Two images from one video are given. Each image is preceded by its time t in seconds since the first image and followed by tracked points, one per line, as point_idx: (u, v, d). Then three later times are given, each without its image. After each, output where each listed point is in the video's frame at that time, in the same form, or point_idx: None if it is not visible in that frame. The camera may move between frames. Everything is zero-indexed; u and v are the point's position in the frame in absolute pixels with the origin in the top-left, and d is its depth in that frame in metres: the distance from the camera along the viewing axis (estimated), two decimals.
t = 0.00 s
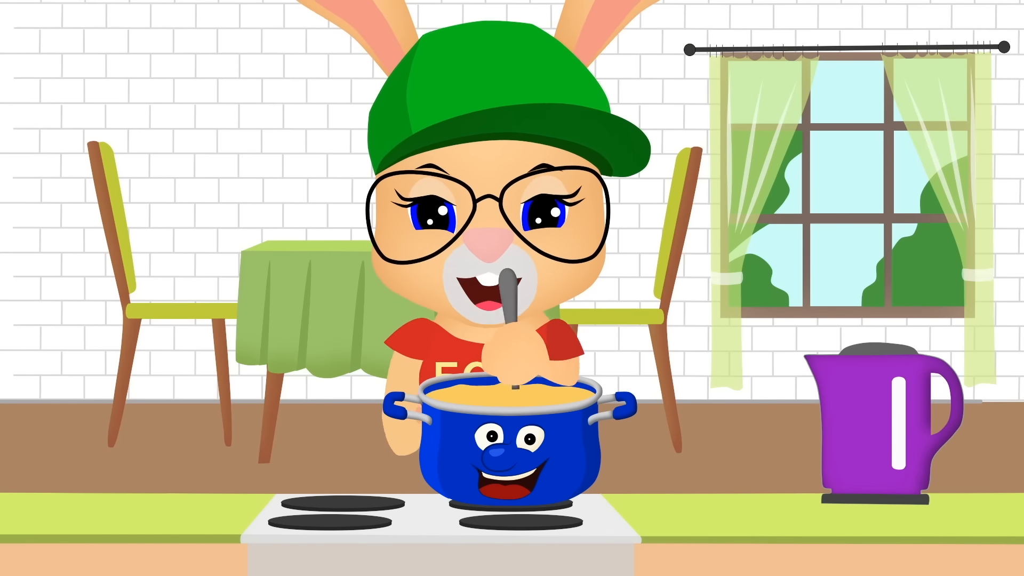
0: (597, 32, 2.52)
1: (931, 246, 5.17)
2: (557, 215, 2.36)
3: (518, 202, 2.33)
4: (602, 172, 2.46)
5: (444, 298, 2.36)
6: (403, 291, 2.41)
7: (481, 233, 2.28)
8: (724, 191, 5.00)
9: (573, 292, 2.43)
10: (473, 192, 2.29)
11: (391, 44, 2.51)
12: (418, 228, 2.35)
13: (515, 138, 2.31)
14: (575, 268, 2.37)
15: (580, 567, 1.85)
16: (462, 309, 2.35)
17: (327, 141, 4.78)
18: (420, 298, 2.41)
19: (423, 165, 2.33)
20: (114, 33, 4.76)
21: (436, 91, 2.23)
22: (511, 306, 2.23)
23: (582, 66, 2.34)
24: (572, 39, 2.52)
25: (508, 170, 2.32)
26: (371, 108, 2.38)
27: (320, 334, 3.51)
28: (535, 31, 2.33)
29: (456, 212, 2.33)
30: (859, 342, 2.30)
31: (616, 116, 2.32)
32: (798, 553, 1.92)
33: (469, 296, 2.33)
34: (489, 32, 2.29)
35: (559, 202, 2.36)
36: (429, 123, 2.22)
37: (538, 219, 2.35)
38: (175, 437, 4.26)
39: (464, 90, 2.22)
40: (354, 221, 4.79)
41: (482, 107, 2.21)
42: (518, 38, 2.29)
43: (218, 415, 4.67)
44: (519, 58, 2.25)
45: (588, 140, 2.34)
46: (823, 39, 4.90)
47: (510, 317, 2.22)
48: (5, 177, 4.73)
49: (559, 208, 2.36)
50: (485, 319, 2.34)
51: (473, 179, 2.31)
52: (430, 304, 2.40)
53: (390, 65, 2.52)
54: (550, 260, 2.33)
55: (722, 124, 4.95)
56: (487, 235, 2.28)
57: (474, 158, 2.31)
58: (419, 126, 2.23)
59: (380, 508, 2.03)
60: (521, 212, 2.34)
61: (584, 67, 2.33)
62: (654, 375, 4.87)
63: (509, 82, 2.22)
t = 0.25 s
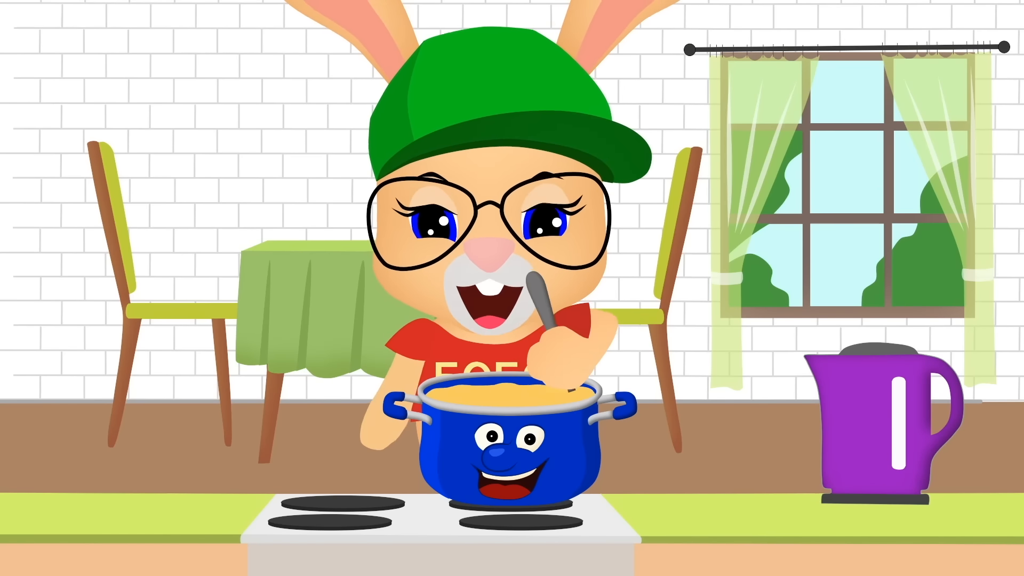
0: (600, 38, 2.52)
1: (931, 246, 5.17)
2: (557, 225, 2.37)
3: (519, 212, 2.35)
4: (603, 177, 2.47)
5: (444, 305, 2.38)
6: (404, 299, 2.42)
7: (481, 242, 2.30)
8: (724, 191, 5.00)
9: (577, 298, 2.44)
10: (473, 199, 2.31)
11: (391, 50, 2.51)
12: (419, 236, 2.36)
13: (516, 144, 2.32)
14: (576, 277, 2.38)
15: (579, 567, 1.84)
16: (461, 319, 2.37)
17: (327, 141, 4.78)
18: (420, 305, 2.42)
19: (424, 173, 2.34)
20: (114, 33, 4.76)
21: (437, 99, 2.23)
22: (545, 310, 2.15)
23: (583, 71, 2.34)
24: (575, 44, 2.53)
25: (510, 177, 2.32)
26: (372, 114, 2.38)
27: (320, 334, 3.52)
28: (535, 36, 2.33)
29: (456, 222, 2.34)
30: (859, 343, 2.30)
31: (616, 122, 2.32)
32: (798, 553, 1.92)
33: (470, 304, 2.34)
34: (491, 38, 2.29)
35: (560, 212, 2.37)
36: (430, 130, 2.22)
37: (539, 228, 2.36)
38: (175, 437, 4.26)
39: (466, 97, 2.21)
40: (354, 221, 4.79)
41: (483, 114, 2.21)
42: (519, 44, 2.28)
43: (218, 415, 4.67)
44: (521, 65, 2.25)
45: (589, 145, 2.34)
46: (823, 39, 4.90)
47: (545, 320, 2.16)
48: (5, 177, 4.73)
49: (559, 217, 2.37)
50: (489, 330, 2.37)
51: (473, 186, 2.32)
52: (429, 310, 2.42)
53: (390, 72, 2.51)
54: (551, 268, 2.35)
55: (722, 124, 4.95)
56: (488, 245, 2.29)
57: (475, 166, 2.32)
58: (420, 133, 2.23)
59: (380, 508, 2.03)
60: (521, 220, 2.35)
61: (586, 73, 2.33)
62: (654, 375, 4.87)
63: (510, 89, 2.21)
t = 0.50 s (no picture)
0: (594, 31, 2.52)
1: (931, 246, 5.17)
2: (556, 204, 2.39)
3: (519, 192, 2.35)
4: (602, 168, 2.47)
5: (444, 293, 2.38)
6: (404, 288, 2.42)
7: (480, 228, 2.30)
8: (724, 191, 5.00)
9: (574, 287, 2.46)
10: (473, 187, 2.31)
11: (391, 41, 2.51)
12: (419, 220, 2.36)
13: (515, 133, 2.31)
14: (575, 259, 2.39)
15: (579, 567, 1.84)
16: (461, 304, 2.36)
17: (327, 141, 4.78)
18: (422, 294, 2.43)
19: (421, 159, 2.34)
20: (114, 33, 4.76)
21: (436, 86, 2.23)
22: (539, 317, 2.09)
23: (582, 61, 2.34)
24: (571, 34, 2.52)
25: (509, 162, 2.32)
26: (371, 104, 2.38)
27: (320, 334, 3.52)
28: (534, 27, 2.34)
29: (456, 201, 2.34)
30: (859, 343, 2.30)
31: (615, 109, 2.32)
32: (798, 553, 1.92)
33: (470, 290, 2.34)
34: (490, 28, 2.30)
35: (560, 188, 2.38)
36: (429, 116, 2.22)
37: (538, 208, 2.37)
38: (175, 437, 4.26)
39: (465, 84, 2.21)
40: (354, 221, 4.79)
41: (482, 100, 2.21)
42: (518, 33, 2.29)
43: (218, 416, 4.67)
44: (519, 52, 2.25)
45: (588, 134, 2.34)
46: (824, 39, 4.90)
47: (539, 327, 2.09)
48: (5, 177, 4.73)
49: (559, 195, 2.38)
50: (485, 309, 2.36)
51: (473, 174, 2.32)
52: (431, 301, 2.41)
53: (390, 61, 2.52)
54: (550, 253, 2.36)
55: (722, 124, 4.95)
56: (487, 230, 2.30)
57: (473, 153, 2.32)
58: (418, 120, 2.23)
59: (380, 508, 2.03)
60: (521, 202, 2.36)
61: (584, 64, 2.34)
62: (654, 375, 4.87)
63: (509, 75, 2.21)
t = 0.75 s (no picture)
0: (597, 34, 2.53)
1: (931, 246, 5.17)
2: (557, 221, 2.40)
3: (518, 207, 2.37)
4: (602, 173, 2.48)
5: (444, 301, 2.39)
6: (404, 295, 2.44)
7: (481, 237, 2.32)
8: (724, 191, 5.00)
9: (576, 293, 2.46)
10: (473, 195, 2.32)
11: (391, 47, 2.52)
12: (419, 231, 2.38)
13: (515, 140, 2.32)
14: (576, 267, 2.40)
15: (579, 567, 1.84)
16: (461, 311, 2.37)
17: (327, 141, 4.78)
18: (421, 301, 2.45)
19: (424, 168, 2.35)
20: (114, 33, 4.76)
21: (437, 94, 2.23)
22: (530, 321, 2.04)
23: (584, 67, 2.34)
24: (573, 40, 2.54)
25: (509, 172, 2.34)
26: (371, 109, 2.38)
27: (320, 334, 3.52)
28: (536, 33, 2.33)
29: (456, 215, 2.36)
30: (859, 343, 2.30)
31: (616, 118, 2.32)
32: (798, 553, 1.92)
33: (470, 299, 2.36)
34: (491, 34, 2.29)
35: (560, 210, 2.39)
36: (429, 126, 2.22)
37: (538, 224, 2.38)
38: (175, 437, 4.26)
39: (466, 94, 2.21)
40: (354, 221, 4.79)
41: (483, 110, 2.21)
42: (520, 40, 2.28)
43: (218, 415, 4.67)
44: (522, 61, 2.24)
45: (588, 141, 2.35)
46: (824, 39, 4.90)
47: (528, 330, 2.04)
48: (5, 177, 4.73)
49: (559, 214, 2.40)
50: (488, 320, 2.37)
51: (473, 182, 2.33)
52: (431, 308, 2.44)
53: (390, 68, 2.52)
54: (550, 264, 2.37)
55: (722, 124, 4.95)
56: (488, 239, 2.31)
57: (475, 161, 2.33)
58: (419, 129, 2.23)
59: (380, 507, 2.03)
60: (521, 215, 2.38)
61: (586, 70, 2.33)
62: (654, 375, 4.87)
63: (511, 86, 2.21)
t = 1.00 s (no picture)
0: (599, 37, 2.61)
1: (931, 246, 5.17)
2: (557, 222, 2.40)
3: (518, 209, 2.37)
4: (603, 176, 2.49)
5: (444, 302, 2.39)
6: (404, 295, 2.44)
7: (481, 241, 2.32)
8: (724, 191, 5.00)
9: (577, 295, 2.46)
10: (473, 197, 2.33)
11: (391, 49, 2.58)
12: (419, 233, 2.38)
13: (516, 143, 2.34)
14: (576, 269, 2.40)
15: (579, 567, 1.85)
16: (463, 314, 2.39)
17: (327, 141, 4.78)
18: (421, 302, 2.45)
19: (424, 170, 2.36)
20: (114, 33, 4.76)
21: (436, 97, 2.25)
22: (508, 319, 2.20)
23: (583, 70, 2.36)
24: (575, 42, 2.62)
25: (509, 174, 2.34)
26: (372, 112, 2.40)
27: (321, 334, 3.52)
28: (535, 36, 2.35)
29: (456, 218, 2.37)
30: (859, 342, 2.30)
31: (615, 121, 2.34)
32: (799, 553, 1.92)
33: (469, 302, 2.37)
34: (491, 37, 2.31)
35: (560, 209, 2.39)
36: (429, 128, 2.24)
37: (539, 225, 2.38)
38: (175, 436, 4.26)
39: (465, 96, 2.24)
40: (354, 221, 4.79)
41: (482, 112, 2.23)
42: (519, 43, 2.30)
43: (218, 416, 4.67)
44: (520, 64, 2.27)
45: (588, 144, 2.36)
46: (823, 39, 4.90)
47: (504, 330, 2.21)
48: (5, 177, 4.73)
49: (559, 214, 2.40)
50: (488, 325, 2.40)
51: (474, 184, 2.34)
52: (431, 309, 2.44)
53: (390, 69, 2.59)
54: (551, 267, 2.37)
55: (722, 124, 4.95)
56: (487, 243, 2.31)
57: (478, 165, 2.34)
58: (419, 131, 2.25)
59: (380, 508, 2.03)
60: (521, 218, 2.38)
61: (585, 72, 2.35)
62: (654, 375, 4.86)
63: (509, 88, 2.23)
